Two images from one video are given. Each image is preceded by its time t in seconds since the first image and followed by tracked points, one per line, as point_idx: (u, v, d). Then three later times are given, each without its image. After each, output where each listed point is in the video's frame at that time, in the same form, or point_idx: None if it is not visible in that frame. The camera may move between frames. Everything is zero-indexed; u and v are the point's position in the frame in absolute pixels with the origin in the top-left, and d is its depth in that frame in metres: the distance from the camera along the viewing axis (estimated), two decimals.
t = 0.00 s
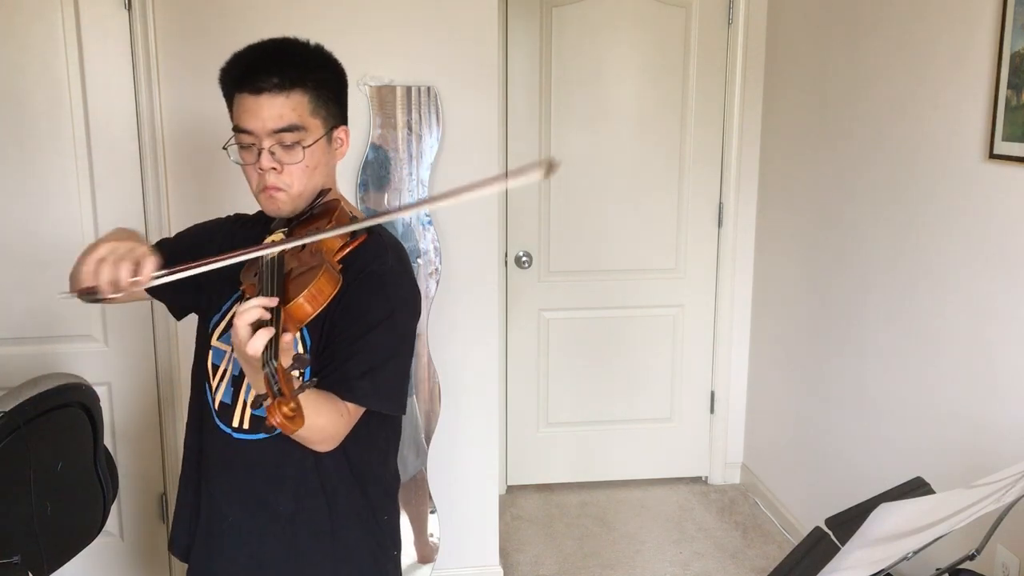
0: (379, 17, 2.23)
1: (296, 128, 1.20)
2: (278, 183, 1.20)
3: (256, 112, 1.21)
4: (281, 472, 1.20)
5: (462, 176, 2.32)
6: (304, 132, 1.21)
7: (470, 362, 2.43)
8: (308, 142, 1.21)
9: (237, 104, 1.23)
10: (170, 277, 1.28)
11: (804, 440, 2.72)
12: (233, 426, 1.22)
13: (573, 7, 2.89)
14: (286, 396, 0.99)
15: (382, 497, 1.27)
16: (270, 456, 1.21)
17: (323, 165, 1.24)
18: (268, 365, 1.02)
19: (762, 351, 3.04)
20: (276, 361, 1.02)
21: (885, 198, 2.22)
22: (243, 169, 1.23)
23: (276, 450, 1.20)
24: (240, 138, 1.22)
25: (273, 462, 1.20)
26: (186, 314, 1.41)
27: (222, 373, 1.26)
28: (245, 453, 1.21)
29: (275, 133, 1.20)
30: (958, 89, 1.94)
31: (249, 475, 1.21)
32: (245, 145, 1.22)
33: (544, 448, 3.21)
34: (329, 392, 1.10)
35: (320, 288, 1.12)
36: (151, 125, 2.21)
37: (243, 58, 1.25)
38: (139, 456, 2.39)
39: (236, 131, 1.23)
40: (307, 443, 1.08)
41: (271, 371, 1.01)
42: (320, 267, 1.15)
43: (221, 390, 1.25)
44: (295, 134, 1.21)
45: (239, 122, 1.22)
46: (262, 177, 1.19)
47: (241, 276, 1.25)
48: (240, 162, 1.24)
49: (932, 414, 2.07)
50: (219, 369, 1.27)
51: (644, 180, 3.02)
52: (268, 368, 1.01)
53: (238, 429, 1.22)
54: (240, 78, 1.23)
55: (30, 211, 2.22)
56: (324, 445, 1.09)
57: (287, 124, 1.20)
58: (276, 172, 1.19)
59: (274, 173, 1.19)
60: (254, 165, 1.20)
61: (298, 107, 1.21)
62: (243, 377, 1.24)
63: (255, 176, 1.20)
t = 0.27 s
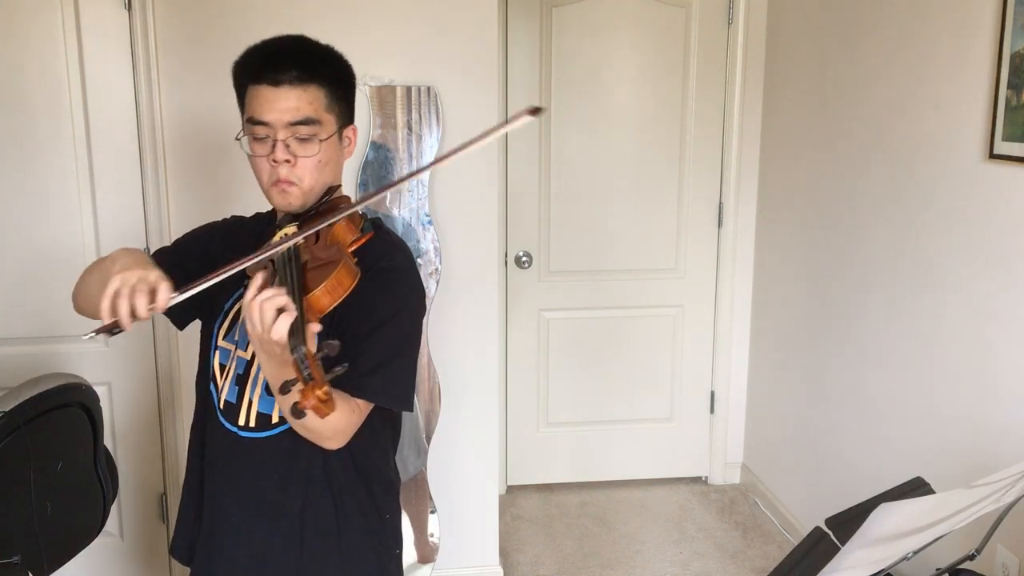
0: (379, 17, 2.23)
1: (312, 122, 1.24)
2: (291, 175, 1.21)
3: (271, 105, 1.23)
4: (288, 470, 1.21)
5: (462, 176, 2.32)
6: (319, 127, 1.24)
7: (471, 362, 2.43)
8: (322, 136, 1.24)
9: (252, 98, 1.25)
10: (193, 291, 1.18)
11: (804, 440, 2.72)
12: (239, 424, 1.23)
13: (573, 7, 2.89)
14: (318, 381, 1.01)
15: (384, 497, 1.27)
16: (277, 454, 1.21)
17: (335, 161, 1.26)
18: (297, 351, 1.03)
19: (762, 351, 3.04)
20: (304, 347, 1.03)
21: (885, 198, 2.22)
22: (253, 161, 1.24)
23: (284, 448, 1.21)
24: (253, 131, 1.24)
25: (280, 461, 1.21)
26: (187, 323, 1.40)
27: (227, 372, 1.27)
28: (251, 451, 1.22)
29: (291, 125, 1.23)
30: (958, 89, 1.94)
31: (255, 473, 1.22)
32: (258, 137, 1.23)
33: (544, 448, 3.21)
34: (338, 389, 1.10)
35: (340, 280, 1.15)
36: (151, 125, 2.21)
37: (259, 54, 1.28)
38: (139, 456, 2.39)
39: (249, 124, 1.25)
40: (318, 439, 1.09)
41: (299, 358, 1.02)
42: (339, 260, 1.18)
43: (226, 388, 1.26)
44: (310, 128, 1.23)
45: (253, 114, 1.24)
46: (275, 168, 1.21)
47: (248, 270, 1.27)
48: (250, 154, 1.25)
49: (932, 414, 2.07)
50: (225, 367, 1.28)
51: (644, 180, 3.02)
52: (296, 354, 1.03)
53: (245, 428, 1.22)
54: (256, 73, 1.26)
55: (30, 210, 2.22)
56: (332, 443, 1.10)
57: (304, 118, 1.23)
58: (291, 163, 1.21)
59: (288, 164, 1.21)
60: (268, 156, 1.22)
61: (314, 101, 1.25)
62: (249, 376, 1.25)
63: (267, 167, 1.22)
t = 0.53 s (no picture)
0: (379, 17, 2.23)
1: (305, 119, 1.24)
2: (287, 172, 1.22)
3: (264, 104, 1.24)
4: (289, 469, 1.21)
5: (462, 176, 2.32)
6: (312, 124, 1.24)
7: (471, 362, 2.43)
8: (316, 132, 1.24)
9: (246, 99, 1.26)
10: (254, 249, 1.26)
11: (804, 440, 2.72)
12: (241, 422, 1.23)
13: (573, 7, 2.89)
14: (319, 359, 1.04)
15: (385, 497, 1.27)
16: (280, 452, 1.21)
17: (331, 157, 1.27)
18: (299, 332, 1.06)
19: (762, 351, 3.04)
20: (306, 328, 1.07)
21: (885, 197, 2.22)
22: (250, 161, 1.25)
23: (286, 446, 1.21)
24: (248, 131, 1.25)
25: (283, 459, 1.21)
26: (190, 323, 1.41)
27: (228, 370, 1.27)
28: (253, 450, 1.22)
29: (284, 123, 1.23)
30: (958, 89, 1.94)
31: (256, 471, 1.22)
32: (253, 137, 1.24)
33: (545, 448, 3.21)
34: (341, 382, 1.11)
35: (341, 267, 1.16)
36: (151, 125, 2.21)
37: (251, 56, 1.29)
38: (139, 457, 2.39)
39: (244, 125, 1.26)
40: (319, 434, 1.10)
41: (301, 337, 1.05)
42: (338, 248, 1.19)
43: (228, 386, 1.26)
44: (304, 125, 1.24)
45: (247, 115, 1.25)
46: (271, 166, 1.22)
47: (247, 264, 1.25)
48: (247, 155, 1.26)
49: (932, 414, 2.07)
50: (226, 365, 1.28)
51: (644, 180, 3.02)
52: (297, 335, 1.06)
53: (248, 425, 1.22)
54: (248, 75, 1.27)
55: (29, 211, 2.22)
56: (337, 436, 1.10)
57: (296, 115, 1.24)
58: (286, 160, 1.22)
59: (283, 162, 1.21)
60: (263, 154, 1.23)
61: (306, 98, 1.25)
62: (251, 373, 1.25)
63: (263, 165, 1.22)
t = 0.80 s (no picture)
0: (379, 17, 2.23)
1: (325, 115, 1.25)
2: (303, 165, 1.22)
3: (285, 97, 1.25)
4: (291, 467, 1.21)
5: (462, 176, 2.32)
6: (331, 120, 1.26)
7: (471, 362, 2.43)
8: (335, 129, 1.26)
9: (264, 89, 1.27)
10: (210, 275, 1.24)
11: (804, 440, 2.72)
12: (244, 420, 1.23)
13: (573, 7, 2.89)
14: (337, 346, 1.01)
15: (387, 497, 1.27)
16: (282, 450, 1.22)
17: (345, 154, 1.28)
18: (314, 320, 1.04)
19: (762, 351, 3.04)
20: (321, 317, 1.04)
21: (885, 197, 2.22)
22: (263, 150, 1.25)
23: (288, 444, 1.22)
24: (265, 121, 1.25)
25: (286, 457, 1.21)
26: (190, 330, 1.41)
27: (229, 368, 1.27)
28: (255, 448, 1.22)
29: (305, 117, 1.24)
30: (958, 89, 1.93)
31: (259, 470, 1.22)
32: (271, 127, 1.25)
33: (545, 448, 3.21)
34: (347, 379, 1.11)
35: (353, 260, 1.15)
36: (151, 125, 2.21)
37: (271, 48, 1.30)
38: (139, 457, 2.39)
39: (260, 115, 1.26)
40: (325, 431, 1.10)
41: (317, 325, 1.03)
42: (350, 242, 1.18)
43: (229, 384, 1.26)
44: (323, 120, 1.25)
45: (266, 106, 1.26)
46: (288, 157, 1.22)
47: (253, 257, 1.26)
48: (259, 144, 1.26)
49: (932, 414, 2.07)
50: (228, 363, 1.28)
51: (644, 180, 3.02)
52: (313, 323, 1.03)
53: (251, 423, 1.22)
54: (268, 66, 1.28)
55: (29, 210, 2.22)
56: (341, 433, 1.11)
57: (317, 111, 1.25)
58: (303, 152, 1.22)
59: (301, 154, 1.22)
60: (280, 145, 1.23)
61: (328, 95, 1.27)
62: (253, 370, 1.25)
63: (279, 155, 1.23)
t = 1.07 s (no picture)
0: (379, 17, 2.23)
1: (335, 118, 1.25)
2: (310, 168, 1.23)
3: (296, 99, 1.25)
4: (296, 468, 1.22)
5: (463, 176, 2.32)
6: (341, 123, 1.26)
7: (471, 362, 2.43)
8: (344, 132, 1.26)
9: (275, 90, 1.27)
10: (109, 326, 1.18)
11: (804, 440, 2.72)
12: (249, 420, 1.23)
13: (573, 8, 2.89)
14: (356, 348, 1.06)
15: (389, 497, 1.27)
16: (287, 451, 1.22)
17: (354, 155, 1.28)
18: (333, 322, 1.06)
19: (762, 351, 3.04)
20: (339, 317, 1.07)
21: (885, 197, 2.22)
22: (272, 152, 1.25)
23: (293, 446, 1.22)
24: (275, 123, 1.26)
25: (290, 458, 1.22)
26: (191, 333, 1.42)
27: (233, 369, 1.28)
28: (259, 449, 1.22)
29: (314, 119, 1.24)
30: (959, 89, 1.93)
31: (263, 471, 1.22)
32: (280, 129, 1.25)
33: (544, 448, 3.21)
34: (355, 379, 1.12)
35: (366, 262, 1.16)
36: (151, 124, 2.21)
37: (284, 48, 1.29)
38: (139, 456, 2.39)
39: (271, 117, 1.27)
40: (331, 433, 1.11)
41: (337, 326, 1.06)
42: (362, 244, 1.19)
43: (233, 385, 1.26)
44: (332, 123, 1.25)
45: (277, 107, 1.26)
46: (296, 160, 1.23)
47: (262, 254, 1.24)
48: (268, 145, 1.26)
49: (932, 414, 2.07)
50: (232, 364, 1.28)
51: (643, 180, 3.02)
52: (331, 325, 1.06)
53: (256, 424, 1.23)
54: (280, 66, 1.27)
55: (29, 210, 2.22)
56: (349, 434, 1.12)
57: (327, 113, 1.25)
58: (312, 156, 1.23)
59: (309, 157, 1.22)
60: (289, 148, 1.23)
61: (338, 97, 1.26)
62: (257, 371, 1.26)
63: (287, 158, 1.23)
